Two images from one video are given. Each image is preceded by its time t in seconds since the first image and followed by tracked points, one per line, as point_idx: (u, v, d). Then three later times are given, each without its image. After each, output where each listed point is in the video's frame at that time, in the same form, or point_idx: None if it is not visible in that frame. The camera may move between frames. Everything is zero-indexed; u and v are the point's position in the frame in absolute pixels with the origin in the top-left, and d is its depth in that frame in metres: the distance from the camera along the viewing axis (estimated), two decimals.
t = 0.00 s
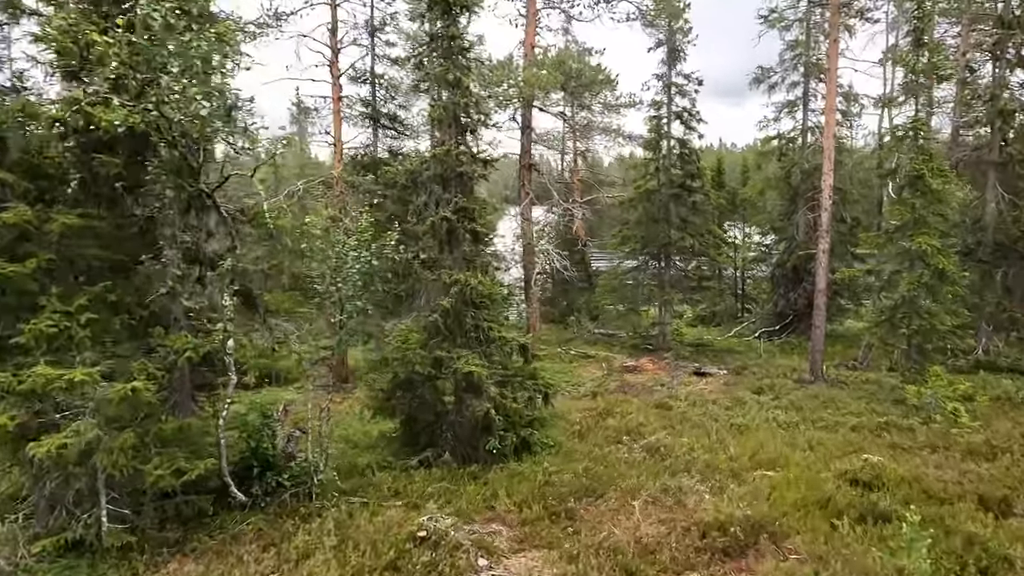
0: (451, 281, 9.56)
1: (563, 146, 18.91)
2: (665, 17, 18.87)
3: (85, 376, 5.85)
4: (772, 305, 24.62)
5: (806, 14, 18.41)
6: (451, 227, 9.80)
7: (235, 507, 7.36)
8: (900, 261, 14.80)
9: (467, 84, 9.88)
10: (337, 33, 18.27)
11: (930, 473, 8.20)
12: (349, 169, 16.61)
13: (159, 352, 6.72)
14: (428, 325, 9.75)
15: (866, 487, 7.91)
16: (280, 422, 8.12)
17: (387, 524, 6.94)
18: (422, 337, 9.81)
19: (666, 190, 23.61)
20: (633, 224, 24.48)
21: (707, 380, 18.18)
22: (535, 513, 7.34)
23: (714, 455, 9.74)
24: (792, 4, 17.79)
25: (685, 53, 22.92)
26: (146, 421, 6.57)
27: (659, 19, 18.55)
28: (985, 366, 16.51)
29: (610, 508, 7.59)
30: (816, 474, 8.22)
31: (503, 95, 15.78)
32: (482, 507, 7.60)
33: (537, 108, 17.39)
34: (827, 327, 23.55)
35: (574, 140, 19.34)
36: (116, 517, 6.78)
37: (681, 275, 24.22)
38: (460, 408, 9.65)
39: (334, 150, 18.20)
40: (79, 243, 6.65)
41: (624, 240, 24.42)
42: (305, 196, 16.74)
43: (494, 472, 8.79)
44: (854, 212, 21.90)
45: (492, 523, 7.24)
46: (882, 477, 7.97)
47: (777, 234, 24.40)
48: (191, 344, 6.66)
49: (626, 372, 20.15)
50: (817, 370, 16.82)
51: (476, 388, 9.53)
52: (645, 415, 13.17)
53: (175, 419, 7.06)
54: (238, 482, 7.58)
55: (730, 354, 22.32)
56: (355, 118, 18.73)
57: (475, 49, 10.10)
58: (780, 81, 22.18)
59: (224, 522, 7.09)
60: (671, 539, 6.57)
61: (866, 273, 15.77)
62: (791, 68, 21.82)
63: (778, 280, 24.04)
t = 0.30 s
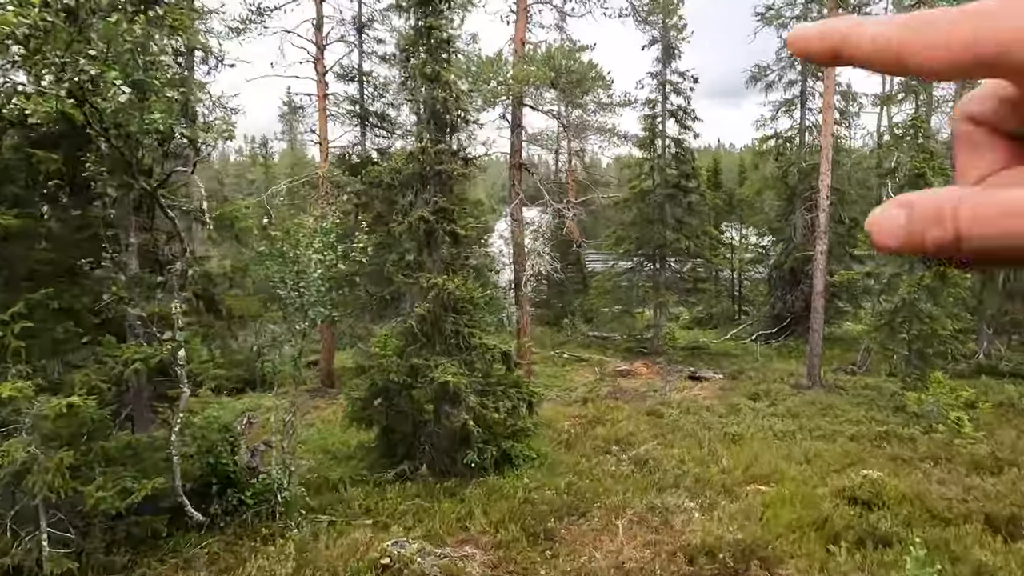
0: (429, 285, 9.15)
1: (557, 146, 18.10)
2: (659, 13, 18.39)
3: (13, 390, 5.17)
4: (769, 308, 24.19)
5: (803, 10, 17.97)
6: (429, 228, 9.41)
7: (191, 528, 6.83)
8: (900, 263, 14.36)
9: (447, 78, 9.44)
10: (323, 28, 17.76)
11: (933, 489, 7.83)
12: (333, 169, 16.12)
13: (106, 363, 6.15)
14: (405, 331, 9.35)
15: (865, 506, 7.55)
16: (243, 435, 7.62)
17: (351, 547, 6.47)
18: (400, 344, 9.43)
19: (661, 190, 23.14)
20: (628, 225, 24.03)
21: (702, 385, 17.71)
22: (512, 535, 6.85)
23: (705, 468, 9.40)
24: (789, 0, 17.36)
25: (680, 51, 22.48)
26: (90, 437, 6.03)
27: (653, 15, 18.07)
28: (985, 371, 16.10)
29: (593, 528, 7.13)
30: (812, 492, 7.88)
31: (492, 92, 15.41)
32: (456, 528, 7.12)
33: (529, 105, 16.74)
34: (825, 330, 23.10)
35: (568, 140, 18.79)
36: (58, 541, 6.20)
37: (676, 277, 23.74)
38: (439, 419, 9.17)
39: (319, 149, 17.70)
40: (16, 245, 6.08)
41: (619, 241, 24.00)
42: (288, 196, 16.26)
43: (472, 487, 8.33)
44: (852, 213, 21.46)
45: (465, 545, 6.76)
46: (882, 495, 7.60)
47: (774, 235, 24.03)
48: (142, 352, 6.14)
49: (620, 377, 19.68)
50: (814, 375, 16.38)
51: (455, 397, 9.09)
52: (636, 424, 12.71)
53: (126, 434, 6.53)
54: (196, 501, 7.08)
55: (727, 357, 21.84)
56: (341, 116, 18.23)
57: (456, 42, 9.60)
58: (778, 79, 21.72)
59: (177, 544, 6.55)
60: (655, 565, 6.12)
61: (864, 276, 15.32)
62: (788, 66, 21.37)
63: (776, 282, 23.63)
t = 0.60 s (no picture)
0: (417, 289, 8.83)
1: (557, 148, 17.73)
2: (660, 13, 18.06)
3: None
4: (773, 313, 23.76)
5: (807, 10, 17.64)
6: (418, 231, 9.13)
7: (162, 544, 6.43)
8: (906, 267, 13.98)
9: (436, 76, 9.17)
10: (318, 29, 17.49)
11: (943, 505, 7.58)
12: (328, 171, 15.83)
13: (70, 370, 5.69)
14: (393, 338, 9.01)
15: (873, 524, 7.21)
16: (218, 445, 7.26)
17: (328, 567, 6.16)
18: (388, 351, 9.08)
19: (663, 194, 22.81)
20: (628, 228, 23.67)
21: (704, 393, 17.31)
22: (498, 553, 6.49)
23: (705, 481, 9.13)
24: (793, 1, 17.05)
25: (681, 52, 22.18)
26: (49, 449, 5.65)
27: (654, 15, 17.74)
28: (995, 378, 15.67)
29: (585, 546, 6.78)
30: (817, 509, 7.62)
31: (490, 93, 15.17)
32: (441, 546, 6.76)
33: (528, 107, 16.39)
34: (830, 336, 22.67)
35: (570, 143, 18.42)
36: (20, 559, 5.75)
37: (678, 282, 23.34)
38: (428, 429, 8.81)
39: (314, 152, 17.42)
40: None
41: (619, 245, 23.62)
42: (282, 199, 15.96)
43: (460, 501, 7.98)
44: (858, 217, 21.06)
45: (448, 565, 6.40)
46: (892, 513, 7.28)
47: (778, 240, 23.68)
48: (107, 357, 5.78)
49: (620, 383, 19.28)
50: (818, 382, 15.98)
51: (444, 406, 8.76)
52: (634, 433, 12.34)
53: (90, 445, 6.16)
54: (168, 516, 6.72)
55: (730, 364, 21.42)
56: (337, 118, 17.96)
57: (446, 38, 9.33)
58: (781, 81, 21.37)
59: (144, 563, 6.15)
60: None
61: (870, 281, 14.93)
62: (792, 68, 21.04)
63: (780, 287, 23.23)
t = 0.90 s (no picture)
0: (407, 289, 8.56)
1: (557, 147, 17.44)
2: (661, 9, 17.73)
3: None
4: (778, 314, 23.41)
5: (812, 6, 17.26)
6: (408, 229, 8.84)
7: (136, 554, 6.15)
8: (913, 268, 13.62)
9: (427, 68, 8.90)
10: (315, 25, 17.23)
11: (953, 514, 7.43)
12: (324, 169, 15.57)
13: (36, 373, 5.39)
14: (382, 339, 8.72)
15: (881, 538, 6.98)
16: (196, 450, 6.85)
17: None
18: (377, 354, 8.81)
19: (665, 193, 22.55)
20: (630, 228, 23.33)
21: (707, 395, 17.01)
22: (486, 565, 6.24)
23: (705, 488, 8.87)
24: None
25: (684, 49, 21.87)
26: (14, 456, 5.40)
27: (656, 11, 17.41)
28: (1005, 381, 15.31)
29: (577, 558, 6.55)
30: (822, 519, 7.41)
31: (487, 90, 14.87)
32: (426, 558, 6.50)
33: (526, 104, 16.03)
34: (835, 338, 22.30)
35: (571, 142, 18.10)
36: None
37: (681, 282, 23.02)
38: (418, 434, 8.55)
39: (311, 150, 17.17)
40: None
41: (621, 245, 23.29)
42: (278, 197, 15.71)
43: (451, 510, 7.74)
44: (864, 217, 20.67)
45: None
46: (900, 525, 7.06)
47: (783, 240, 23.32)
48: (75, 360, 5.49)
49: (621, 385, 18.99)
50: (823, 385, 15.65)
51: (435, 410, 8.50)
52: (634, 437, 12.02)
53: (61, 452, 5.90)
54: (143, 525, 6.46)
55: (733, 366, 21.09)
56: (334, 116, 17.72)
57: (439, 29, 9.09)
58: (786, 79, 21.01)
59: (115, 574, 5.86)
60: None
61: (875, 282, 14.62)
62: (797, 65, 20.68)
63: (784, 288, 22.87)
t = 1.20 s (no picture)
0: (404, 282, 8.34)
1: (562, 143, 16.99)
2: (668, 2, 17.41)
3: None
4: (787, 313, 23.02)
5: None
6: (406, 221, 8.63)
7: (122, 554, 5.96)
8: (927, 264, 13.25)
9: (427, 57, 8.73)
10: (318, 20, 17.06)
11: (968, 520, 7.24)
12: (326, 165, 15.40)
13: (15, 367, 5.20)
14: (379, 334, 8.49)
15: (897, 543, 6.73)
16: (185, 450, 6.59)
17: None
18: (375, 349, 8.61)
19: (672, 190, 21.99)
20: (637, 226, 22.97)
21: (714, 395, 16.69)
22: (481, 567, 6.05)
23: (711, 490, 8.64)
24: None
25: (692, 44, 21.54)
26: None
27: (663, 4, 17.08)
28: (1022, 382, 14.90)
29: (578, 562, 6.33)
30: (832, 523, 7.17)
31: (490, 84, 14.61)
32: (421, 560, 6.31)
33: (529, 98, 15.69)
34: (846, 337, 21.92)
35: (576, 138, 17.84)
36: None
37: (688, 280, 22.67)
38: (417, 432, 8.35)
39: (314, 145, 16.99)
40: None
41: (627, 243, 22.94)
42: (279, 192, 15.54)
43: (449, 510, 7.56)
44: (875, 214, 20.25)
45: None
46: (915, 530, 6.83)
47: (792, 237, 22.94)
48: (59, 353, 5.32)
49: (627, 384, 18.72)
50: (834, 385, 15.31)
51: (430, 408, 8.28)
52: (638, 437, 11.74)
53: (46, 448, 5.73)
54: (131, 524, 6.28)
55: (741, 365, 20.75)
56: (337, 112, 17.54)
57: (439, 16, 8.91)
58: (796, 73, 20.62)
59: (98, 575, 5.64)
60: None
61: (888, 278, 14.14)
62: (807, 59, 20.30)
63: (794, 287, 22.48)
